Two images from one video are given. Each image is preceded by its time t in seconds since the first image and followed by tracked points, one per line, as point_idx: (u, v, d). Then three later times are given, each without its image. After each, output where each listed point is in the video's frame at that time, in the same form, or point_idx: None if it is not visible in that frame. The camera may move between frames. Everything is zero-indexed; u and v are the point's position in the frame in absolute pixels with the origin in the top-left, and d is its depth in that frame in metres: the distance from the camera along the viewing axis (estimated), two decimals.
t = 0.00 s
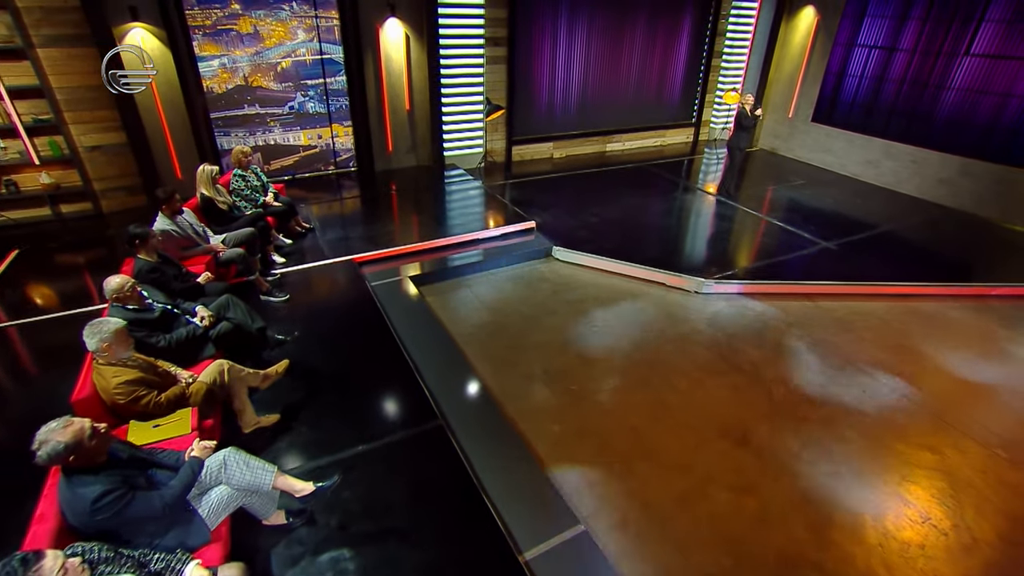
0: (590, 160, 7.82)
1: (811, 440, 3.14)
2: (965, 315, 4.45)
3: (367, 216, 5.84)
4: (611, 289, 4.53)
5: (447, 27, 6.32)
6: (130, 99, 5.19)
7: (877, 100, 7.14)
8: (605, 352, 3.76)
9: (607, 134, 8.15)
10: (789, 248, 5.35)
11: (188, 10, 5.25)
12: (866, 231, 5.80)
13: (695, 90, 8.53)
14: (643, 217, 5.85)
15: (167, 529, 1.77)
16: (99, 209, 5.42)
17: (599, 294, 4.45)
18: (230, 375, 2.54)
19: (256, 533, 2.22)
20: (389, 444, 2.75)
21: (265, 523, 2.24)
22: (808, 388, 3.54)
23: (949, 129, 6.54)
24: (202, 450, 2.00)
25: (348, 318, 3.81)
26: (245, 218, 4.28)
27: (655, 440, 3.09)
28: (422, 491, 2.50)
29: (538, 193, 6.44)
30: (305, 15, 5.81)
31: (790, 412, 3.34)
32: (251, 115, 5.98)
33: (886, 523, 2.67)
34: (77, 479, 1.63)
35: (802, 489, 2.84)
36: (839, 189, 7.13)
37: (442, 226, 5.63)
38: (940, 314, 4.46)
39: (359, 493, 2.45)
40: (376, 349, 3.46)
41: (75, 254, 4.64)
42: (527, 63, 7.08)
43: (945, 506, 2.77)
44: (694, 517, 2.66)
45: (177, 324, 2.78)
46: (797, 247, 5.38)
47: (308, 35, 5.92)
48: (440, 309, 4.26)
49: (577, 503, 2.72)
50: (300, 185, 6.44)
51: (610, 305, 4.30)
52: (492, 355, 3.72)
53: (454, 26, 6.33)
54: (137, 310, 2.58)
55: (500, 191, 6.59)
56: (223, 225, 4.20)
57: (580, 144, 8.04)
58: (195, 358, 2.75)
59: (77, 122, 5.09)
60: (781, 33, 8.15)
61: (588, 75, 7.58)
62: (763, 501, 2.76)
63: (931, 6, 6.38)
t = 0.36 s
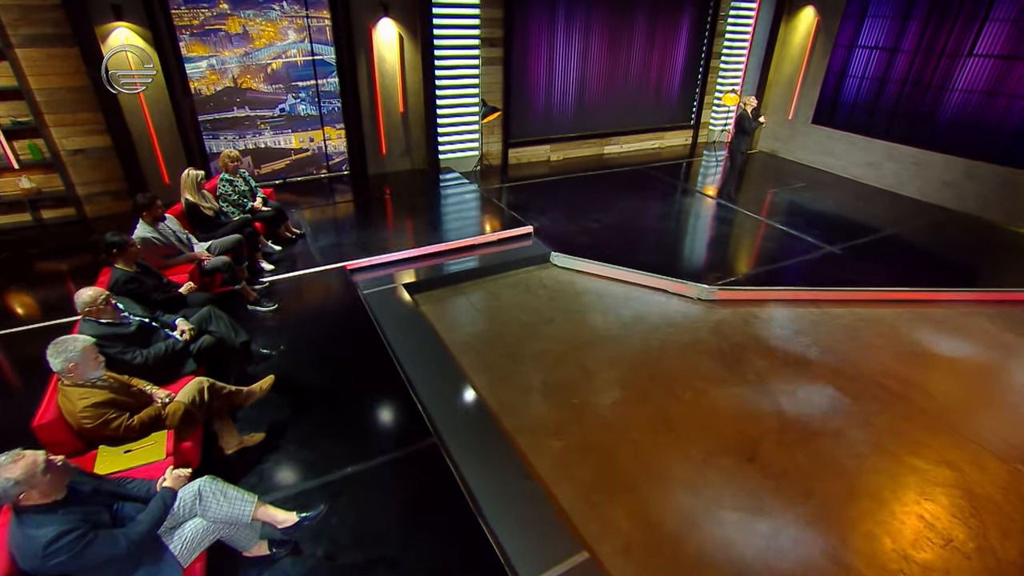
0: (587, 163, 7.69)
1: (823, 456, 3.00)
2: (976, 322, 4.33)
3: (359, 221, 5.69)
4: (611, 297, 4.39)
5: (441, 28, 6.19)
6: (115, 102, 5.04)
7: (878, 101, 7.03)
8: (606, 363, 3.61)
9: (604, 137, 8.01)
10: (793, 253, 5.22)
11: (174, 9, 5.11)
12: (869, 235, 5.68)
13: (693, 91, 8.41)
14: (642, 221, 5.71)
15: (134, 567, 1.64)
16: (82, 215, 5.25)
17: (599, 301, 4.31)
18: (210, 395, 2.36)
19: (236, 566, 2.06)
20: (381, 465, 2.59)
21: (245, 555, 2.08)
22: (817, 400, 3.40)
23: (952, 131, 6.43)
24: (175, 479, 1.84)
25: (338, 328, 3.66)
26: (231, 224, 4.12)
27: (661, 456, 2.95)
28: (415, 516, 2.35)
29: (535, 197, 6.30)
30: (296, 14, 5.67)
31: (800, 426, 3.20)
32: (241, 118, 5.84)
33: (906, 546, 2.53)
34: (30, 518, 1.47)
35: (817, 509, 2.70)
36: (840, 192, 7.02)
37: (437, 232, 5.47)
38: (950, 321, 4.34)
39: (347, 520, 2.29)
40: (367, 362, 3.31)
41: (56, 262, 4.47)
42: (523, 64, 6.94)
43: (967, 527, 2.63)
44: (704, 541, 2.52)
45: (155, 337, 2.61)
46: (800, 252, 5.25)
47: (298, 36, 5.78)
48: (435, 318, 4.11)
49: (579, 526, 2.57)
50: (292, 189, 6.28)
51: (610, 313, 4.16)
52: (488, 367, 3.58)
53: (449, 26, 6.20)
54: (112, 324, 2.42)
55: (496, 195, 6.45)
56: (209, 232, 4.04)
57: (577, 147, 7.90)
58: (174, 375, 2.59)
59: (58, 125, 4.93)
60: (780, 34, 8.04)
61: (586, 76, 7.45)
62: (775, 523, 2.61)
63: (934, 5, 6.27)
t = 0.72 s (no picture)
0: (585, 167, 7.55)
1: (835, 475, 2.86)
2: (988, 330, 4.19)
3: (351, 227, 5.53)
4: (612, 306, 4.24)
5: (435, 29, 6.05)
6: (98, 105, 4.88)
7: (880, 103, 6.92)
8: (607, 377, 3.46)
9: (601, 140, 7.87)
10: (796, 259, 5.07)
11: (159, 10, 4.96)
12: (874, 239, 5.55)
13: (691, 94, 8.29)
14: (641, 226, 5.56)
15: None
16: (64, 222, 5.08)
17: (599, 311, 4.16)
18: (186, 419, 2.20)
19: None
20: (370, 492, 2.43)
21: None
22: (828, 415, 3.26)
23: (956, 133, 6.31)
24: (140, 519, 1.71)
25: (327, 340, 3.49)
26: (216, 232, 3.96)
27: (665, 478, 2.80)
28: (404, 549, 2.19)
29: (532, 202, 6.15)
30: (286, 15, 5.53)
31: (811, 443, 3.05)
32: (229, 121, 5.68)
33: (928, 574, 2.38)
34: None
35: (832, 533, 2.55)
36: (842, 195, 6.90)
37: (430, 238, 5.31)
38: (962, 329, 4.19)
39: (332, 555, 2.14)
40: (357, 378, 3.15)
41: (35, 271, 4.30)
42: (519, 66, 6.80)
43: (991, 552, 2.49)
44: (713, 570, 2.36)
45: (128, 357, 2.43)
46: (805, 258, 5.11)
47: (288, 37, 5.64)
48: (429, 328, 3.96)
49: (580, 554, 2.42)
50: (282, 195, 6.12)
51: (611, 323, 4.01)
52: (484, 381, 3.42)
53: (443, 27, 6.06)
54: (80, 342, 2.25)
55: (492, 200, 6.30)
56: (193, 240, 3.89)
57: (574, 150, 7.76)
58: (149, 396, 2.43)
59: (37, 129, 4.77)
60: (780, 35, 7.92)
61: (583, 78, 7.31)
62: (786, 549, 2.47)
63: (937, 5, 6.16)
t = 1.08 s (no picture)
0: (582, 171, 7.40)
1: (851, 499, 2.70)
2: (1002, 340, 4.03)
3: (343, 235, 5.36)
4: (612, 317, 4.08)
5: (429, 32, 5.90)
6: (80, 110, 4.73)
7: (883, 107, 6.79)
8: (609, 394, 3.30)
9: (599, 144, 7.72)
10: (800, 266, 4.91)
11: (143, 11, 4.81)
12: (880, 246, 5.40)
13: (691, 97, 8.15)
14: (640, 233, 5.40)
15: None
16: (44, 230, 4.90)
17: (599, 323, 4.00)
18: (154, 450, 2.03)
19: None
20: (354, 524, 2.27)
21: None
22: (841, 434, 3.09)
23: (961, 136, 6.18)
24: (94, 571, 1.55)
25: (314, 357, 3.32)
26: (199, 243, 3.80)
27: (670, 504, 2.64)
28: None
29: (529, 208, 6.00)
30: (275, 17, 5.38)
31: (824, 464, 2.89)
32: (217, 126, 5.53)
33: None
34: None
35: (849, 564, 2.39)
36: (845, 200, 6.77)
37: (423, 246, 5.14)
38: (975, 339, 4.04)
39: None
40: (344, 398, 2.98)
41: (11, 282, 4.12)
42: (515, 69, 6.65)
43: None
44: None
45: (95, 379, 2.25)
46: (810, 265, 4.96)
47: (278, 40, 5.49)
48: (421, 342, 3.79)
49: None
50: (272, 201, 5.96)
51: (611, 335, 3.85)
52: (479, 399, 3.26)
53: (437, 30, 5.91)
54: (40, 366, 2.08)
55: (488, 206, 6.15)
56: (175, 251, 3.73)
57: (572, 154, 7.61)
58: (117, 422, 2.25)
59: (15, 134, 4.59)
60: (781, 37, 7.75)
61: (581, 81, 7.17)
62: None
63: (940, 7, 6.06)
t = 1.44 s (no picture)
0: (581, 176, 7.24)
1: (869, 527, 2.53)
2: (1019, 353, 3.87)
3: (334, 242, 5.19)
4: (613, 329, 3.92)
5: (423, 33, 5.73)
6: (60, 113, 4.56)
7: (888, 110, 6.64)
8: (610, 413, 3.13)
9: (598, 148, 7.57)
10: (806, 273, 4.73)
11: (126, 12, 4.66)
12: (888, 253, 5.25)
13: (691, 101, 8.01)
14: (640, 240, 5.23)
15: None
16: (24, 238, 4.71)
17: (599, 336, 3.83)
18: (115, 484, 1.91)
19: None
20: (336, 562, 2.09)
21: None
22: (855, 456, 2.92)
23: (968, 141, 6.04)
24: None
25: (299, 374, 3.15)
26: (181, 253, 3.63)
27: (676, 534, 2.47)
28: None
29: (526, 214, 5.83)
30: (264, 18, 5.22)
31: (839, 488, 2.73)
32: (205, 130, 5.37)
33: None
34: None
35: None
36: (849, 206, 6.62)
37: (417, 253, 4.95)
38: (990, 352, 3.87)
39: None
40: (329, 420, 2.80)
41: None
42: (512, 71, 6.49)
43: None
44: None
45: (57, 404, 2.09)
46: (817, 273, 4.77)
47: (268, 42, 5.32)
48: (413, 357, 3.62)
49: None
50: (262, 208, 5.80)
51: (611, 349, 3.68)
52: (473, 418, 3.09)
53: (432, 31, 5.74)
54: None
55: (484, 212, 5.98)
56: (155, 262, 3.56)
57: (570, 159, 7.45)
58: (79, 452, 2.08)
59: None
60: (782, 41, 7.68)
61: (580, 84, 7.02)
62: None
63: (946, 9, 5.93)
